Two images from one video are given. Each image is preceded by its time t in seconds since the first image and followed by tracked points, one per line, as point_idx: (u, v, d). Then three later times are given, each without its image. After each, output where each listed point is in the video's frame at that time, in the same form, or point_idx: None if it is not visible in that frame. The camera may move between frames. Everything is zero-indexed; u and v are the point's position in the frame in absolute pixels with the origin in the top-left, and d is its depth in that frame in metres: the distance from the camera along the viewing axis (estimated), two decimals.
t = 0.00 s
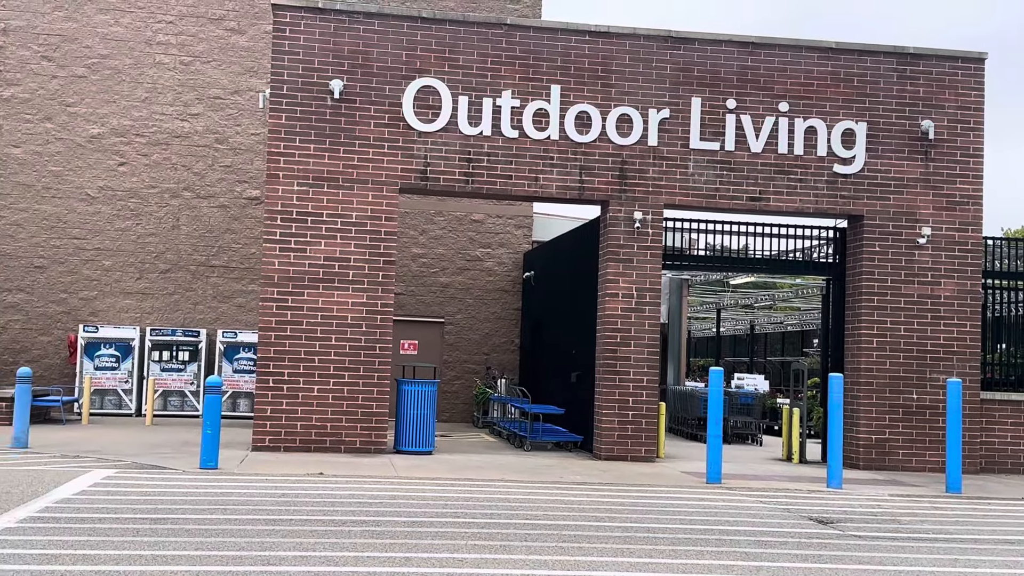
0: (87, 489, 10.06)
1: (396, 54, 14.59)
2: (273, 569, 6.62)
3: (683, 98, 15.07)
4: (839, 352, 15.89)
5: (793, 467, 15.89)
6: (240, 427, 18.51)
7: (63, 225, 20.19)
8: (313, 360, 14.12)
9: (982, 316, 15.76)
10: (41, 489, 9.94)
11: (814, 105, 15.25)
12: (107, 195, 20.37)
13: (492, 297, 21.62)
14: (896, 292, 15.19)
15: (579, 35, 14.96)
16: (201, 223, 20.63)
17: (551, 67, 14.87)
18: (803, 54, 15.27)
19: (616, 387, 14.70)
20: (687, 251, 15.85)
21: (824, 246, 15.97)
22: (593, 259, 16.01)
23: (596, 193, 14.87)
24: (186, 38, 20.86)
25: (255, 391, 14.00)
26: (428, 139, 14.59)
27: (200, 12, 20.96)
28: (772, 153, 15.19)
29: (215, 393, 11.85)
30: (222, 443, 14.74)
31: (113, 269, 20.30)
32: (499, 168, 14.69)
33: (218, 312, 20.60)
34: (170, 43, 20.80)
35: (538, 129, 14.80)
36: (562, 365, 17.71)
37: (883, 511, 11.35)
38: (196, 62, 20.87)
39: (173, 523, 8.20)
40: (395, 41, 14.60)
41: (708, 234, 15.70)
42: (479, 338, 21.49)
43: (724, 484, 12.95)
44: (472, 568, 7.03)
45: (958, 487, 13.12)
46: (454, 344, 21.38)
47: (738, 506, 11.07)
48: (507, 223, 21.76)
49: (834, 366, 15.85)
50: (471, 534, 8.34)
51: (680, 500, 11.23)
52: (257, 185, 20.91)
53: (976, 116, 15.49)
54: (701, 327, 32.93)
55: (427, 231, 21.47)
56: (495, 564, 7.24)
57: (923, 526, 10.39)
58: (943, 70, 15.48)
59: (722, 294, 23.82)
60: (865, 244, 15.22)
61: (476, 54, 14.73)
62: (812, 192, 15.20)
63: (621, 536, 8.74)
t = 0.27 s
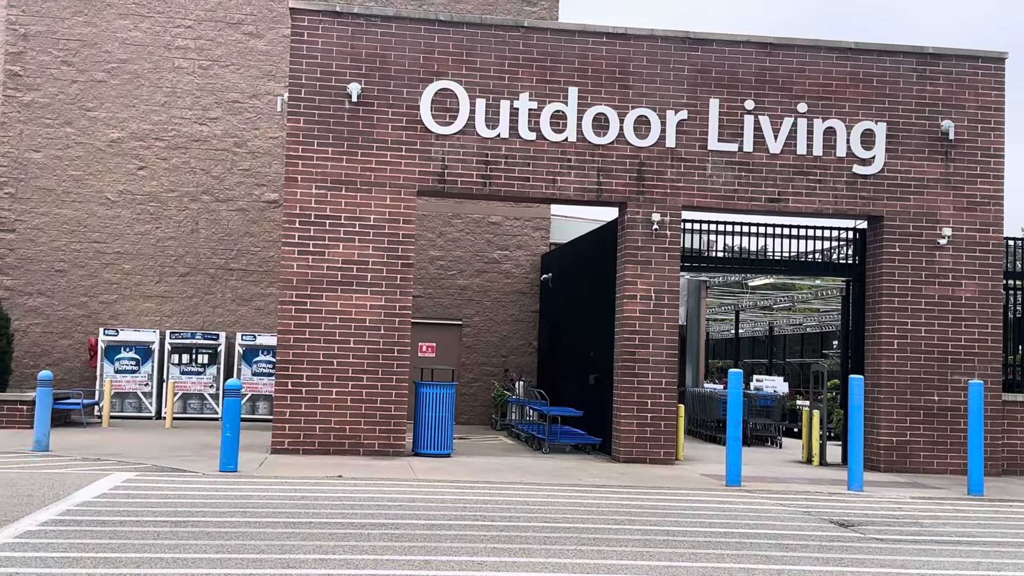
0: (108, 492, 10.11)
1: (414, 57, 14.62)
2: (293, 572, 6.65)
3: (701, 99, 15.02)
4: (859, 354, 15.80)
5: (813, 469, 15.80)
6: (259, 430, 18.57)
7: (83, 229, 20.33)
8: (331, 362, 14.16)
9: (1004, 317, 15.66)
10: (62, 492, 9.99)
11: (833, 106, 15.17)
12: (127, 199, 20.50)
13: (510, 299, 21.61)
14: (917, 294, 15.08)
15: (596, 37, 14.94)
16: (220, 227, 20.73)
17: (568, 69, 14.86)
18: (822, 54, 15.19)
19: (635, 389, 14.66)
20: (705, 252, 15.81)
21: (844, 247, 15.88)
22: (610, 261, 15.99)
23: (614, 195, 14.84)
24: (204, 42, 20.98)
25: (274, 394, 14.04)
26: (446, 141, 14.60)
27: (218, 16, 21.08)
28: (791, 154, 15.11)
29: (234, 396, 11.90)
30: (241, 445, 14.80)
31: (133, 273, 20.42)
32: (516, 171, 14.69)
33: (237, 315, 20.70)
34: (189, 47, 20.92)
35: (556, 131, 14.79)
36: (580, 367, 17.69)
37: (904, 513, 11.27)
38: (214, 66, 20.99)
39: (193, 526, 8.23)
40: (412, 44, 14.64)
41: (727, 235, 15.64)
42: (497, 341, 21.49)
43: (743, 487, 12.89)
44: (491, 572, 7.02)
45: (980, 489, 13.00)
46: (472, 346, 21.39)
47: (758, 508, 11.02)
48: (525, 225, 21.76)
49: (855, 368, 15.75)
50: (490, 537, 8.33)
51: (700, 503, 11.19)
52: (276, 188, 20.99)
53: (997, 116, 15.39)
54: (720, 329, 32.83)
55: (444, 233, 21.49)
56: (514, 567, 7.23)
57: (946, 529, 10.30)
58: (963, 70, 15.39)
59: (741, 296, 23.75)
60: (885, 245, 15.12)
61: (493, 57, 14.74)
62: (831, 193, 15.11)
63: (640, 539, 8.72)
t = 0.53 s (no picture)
0: (120, 492, 10.14)
1: (424, 58, 14.63)
2: (305, 573, 6.66)
3: (712, 98, 14.99)
4: (871, 353, 15.74)
5: (826, 469, 15.74)
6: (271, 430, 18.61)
7: (96, 230, 20.41)
8: (342, 363, 14.18)
9: (1017, 316, 15.58)
10: (74, 493, 10.03)
11: (845, 104, 15.11)
12: (139, 200, 20.58)
13: (521, 299, 21.60)
14: (929, 293, 15.01)
15: (607, 36, 14.93)
16: (232, 227, 20.79)
17: (578, 69, 14.85)
18: (833, 52, 15.14)
19: (646, 389, 14.63)
20: (716, 252, 15.77)
21: (856, 246, 15.82)
22: (621, 261, 15.96)
23: (625, 195, 14.82)
24: (215, 43, 21.04)
25: (285, 394, 14.07)
26: (456, 141, 14.61)
27: (229, 17, 21.13)
28: (803, 153, 15.05)
29: (245, 397, 11.93)
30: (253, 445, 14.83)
31: (145, 274, 20.49)
32: (527, 170, 14.68)
33: (249, 315, 20.75)
34: (200, 48, 20.99)
35: (567, 131, 14.77)
36: (592, 367, 17.66)
37: (917, 513, 11.21)
38: (225, 67, 21.05)
39: (206, 526, 8.25)
40: (422, 44, 14.65)
41: (738, 234, 15.60)
42: (507, 341, 21.48)
43: (755, 487, 12.85)
44: (502, 572, 7.02)
45: (994, 489, 12.94)
46: (482, 346, 21.39)
47: (770, 508, 10.98)
48: (535, 225, 21.75)
49: (867, 367, 15.68)
50: (501, 537, 8.33)
51: (712, 503, 11.16)
52: (287, 189, 21.04)
53: (1009, 114, 15.32)
54: (731, 328, 32.74)
55: (455, 233, 21.50)
56: (525, 567, 7.23)
57: (959, 528, 10.25)
58: (975, 68, 15.32)
59: (752, 295, 23.69)
60: (897, 244, 15.05)
61: (503, 57, 14.74)
62: (843, 192, 15.05)
63: (652, 539, 8.70)
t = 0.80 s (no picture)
0: (133, 492, 10.19)
1: (434, 57, 14.64)
2: (316, 571, 6.68)
3: (722, 96, 14.96)
4: (883, 351, 15.68)
5: (837, 468, 15.70)
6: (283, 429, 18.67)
7: (107, 230, 20.50)
8: (354, 362, 14.21)
9: None
10: (87, 492, 10.08)
11: (856, 101, 15.06)
12: (151, 200, 20.66)
13: (531, 298, 21.61)
14: (941, 290, 14.95)
15: (616, 34, 14.91)
16: (243, 227, 20.86)
17: (588, 67, 14.83)
18: (844, 50, 15.09)
19: (657, 388, 14.62)
20: (727, 250, 15.74)
21: (867, 244, 15.77)
22: (632, 259, 15.94)
23: (635, 193, 14.80)
24: (226, 43, 21.10)
25: (296, 393, 14.10)
26: (466, 141, 14.62)
27: (240, 17, 21.19)
28: (814, 150, 15.01)
29: (257, 396, 11.97)
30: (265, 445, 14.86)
31: (157, 274, 20.57)
32: (537, 169, 14.68)
33: (260, 315, 20.82)
34: (211, 48, 21.06)
35: (577, 129, 14.77)
36: (602, 365, 17.64)
37: (929, 512, 11.16)
38: (236, 67, 21.11)
39: (218, 525, 8.28)
40: (432, 43, 14.66)
41: (749, 233, 15.57)
42: (518, 340, 21.49)
43: (767, 485, 12.82)
44: (514, 571, 7.03)
45: (1007, 487, 12.88)
46: (493, 345, 21.40)
47: (782, 507, 10.96)
48: (545, 224, 21.75)
49: (878, 366, 15.63)
50: (513, 536, 8.34)
51: (723, 502, 11.14)
52: (297, 189, 21.10)
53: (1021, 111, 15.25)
54: (742, 327, 32.68)
55: (465, 232, 21.52)
56: (536, 566, 7.23)
57: (972, 527, 10.21)
58: (986, 65, 15.26)
59: (763, 293, 23.64)
60: (909, 241, 15.00)
61: (513, 55, 14.74)
62: (854, 189, 15.00)
63: (663, 538, 8.70)
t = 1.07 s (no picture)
0: (145, 490, 10.24)
1: (444, 55, 14.65)
2: (328, 569, 6.69)
3: (733, 93, 14.92)
4: (895, 349, 15.63)
5: (849, 466, 15.65)
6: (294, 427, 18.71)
7: (119, 230, 20.58)
8: (365, 360, 14.23)
9: None
10: (100, 491, 10.13)
11: (867, 98, 15.00)
12: (162, 200, 20.73)
13: (542, 296, 21.60)
14: (953, 287, 14.88)
15: (627, 32, 14.89)
16: (254, 226, 20.92)
17: (598, 65, 14.81)
18: (856, 46, 15.04)
19: (668, 386, 14.60)
20: (738, 247, 15.71)
21: (879, 241, 15.72)
22: (643, 256, 15.91)
23: (646, 191, 14.78)
24: (237, 43, 21.16)
25: (308, 392, 14.13)
26: (477, 139, 14.62)
27: (250, 17, 21.24)
28: (825, 147, 14.96)
29: (269, 395, 12.01)
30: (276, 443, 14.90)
31: (169, 273, 20.64)
32: (547, 167, 14.67)
33: (271, 313, 20.87)
34: (222, 48, 21.11)
35: (587, 127, 14.75)
36: (613, 363, 17.62)
37: (942, 509, 11.12)
38: (247, 66, 21.17)
39: (230, 523, 8.31)
40: (442, 42, 14.67)
41: (760, 230, 15.53)
42: (529, 338, 21.49)
43: (778, 483, 12.79)
44: (525, 569, 7.03)
45: (1020, 484, 12.81)
46: (504, 343, 21.40)
47: (794, 505, 10.93)
48: (556, 222, 21.74)
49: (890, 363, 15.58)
50: (524, 534, 8.34)
51: (735, 500, 11.12)
52: (308, 188, 21.15)
53: None
54: (753, 325, 32.61)
55: (476, 231, 21.53)
56: (547, 564, 7.24)
57: (985, 525, 10.16)
58: (998, 61, 15.19)
59: (774, 291, 23.58)
60: (921, 238, 14.93)
61: (523, 53, 14.73)
62: (865, 186, 14.95)
63: (674, 536, 8.69)
